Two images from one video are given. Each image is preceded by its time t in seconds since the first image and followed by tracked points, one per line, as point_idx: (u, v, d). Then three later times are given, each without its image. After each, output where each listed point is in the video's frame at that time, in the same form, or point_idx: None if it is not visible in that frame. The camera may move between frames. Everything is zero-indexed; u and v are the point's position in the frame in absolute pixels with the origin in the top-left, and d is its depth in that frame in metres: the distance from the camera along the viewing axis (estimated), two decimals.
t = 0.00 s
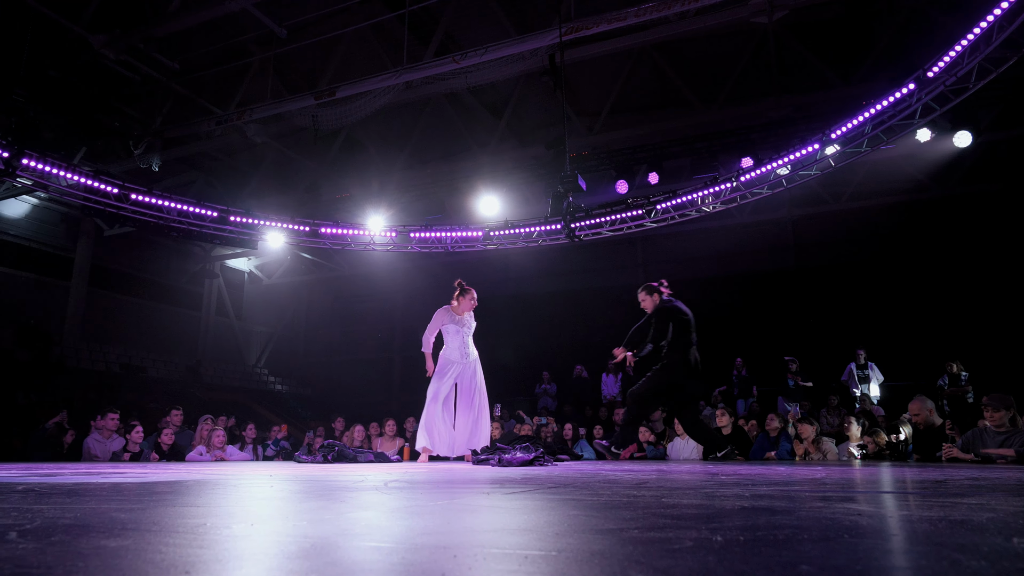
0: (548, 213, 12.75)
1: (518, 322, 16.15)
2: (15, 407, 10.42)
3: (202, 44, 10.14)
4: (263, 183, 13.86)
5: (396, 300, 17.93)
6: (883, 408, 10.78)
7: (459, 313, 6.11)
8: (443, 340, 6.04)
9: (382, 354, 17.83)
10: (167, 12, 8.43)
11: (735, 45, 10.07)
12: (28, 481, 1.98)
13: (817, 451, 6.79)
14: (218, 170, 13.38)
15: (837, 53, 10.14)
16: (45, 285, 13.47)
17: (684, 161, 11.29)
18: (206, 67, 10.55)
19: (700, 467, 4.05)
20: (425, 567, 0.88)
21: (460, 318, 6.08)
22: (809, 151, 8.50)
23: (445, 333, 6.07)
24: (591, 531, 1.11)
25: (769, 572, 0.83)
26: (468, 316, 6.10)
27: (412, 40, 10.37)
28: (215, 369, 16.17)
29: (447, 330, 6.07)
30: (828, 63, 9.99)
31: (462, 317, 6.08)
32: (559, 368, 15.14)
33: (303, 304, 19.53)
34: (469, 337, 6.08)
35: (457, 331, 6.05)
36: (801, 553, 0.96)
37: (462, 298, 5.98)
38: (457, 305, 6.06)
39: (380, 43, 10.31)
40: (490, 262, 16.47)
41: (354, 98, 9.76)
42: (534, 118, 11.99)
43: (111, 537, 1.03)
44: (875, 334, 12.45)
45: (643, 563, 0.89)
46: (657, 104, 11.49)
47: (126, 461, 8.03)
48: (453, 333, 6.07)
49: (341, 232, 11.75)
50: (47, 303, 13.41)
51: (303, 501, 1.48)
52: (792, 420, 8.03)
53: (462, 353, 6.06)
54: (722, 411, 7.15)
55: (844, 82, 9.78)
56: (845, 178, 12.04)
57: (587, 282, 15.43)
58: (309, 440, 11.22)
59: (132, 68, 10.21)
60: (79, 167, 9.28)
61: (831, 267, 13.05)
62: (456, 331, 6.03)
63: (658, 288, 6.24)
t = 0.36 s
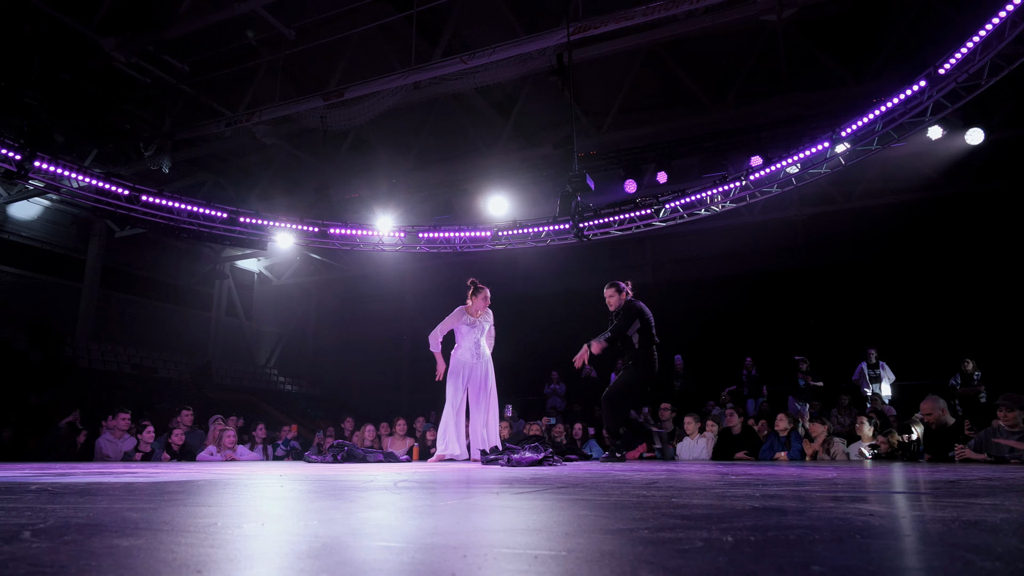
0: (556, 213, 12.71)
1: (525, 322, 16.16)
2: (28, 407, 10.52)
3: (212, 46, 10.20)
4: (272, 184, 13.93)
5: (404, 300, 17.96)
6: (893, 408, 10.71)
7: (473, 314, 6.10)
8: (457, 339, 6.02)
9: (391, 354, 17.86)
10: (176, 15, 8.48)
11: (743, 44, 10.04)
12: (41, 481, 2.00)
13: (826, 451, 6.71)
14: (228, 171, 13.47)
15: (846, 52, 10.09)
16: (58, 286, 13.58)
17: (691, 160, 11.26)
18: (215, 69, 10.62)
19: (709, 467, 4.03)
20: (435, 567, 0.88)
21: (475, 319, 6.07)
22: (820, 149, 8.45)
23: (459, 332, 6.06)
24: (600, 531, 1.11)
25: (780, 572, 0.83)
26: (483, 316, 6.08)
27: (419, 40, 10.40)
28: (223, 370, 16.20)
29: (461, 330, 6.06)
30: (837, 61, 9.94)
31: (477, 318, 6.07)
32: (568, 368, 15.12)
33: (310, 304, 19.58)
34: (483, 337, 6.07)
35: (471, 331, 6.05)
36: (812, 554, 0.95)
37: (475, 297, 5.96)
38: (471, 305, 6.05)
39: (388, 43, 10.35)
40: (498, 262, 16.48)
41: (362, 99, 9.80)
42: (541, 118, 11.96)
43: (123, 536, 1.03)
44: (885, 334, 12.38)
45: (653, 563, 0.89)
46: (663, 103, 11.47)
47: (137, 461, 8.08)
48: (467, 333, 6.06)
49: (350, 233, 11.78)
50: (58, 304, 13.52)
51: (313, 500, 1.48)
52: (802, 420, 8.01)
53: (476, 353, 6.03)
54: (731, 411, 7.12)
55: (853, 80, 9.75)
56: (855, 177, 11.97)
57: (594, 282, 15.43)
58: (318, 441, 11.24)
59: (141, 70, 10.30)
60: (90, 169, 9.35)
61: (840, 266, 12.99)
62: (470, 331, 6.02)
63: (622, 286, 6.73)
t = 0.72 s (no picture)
0: (567, 212, 12.70)
1: (536, 322, 16.15)
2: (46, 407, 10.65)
3: (224, 49, 10.28)
4: (284, 186, 14.03)
5: (415, 301, 18.01)
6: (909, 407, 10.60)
7: (478, 313, 6.04)
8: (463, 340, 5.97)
9: (403, 355, 17.91)
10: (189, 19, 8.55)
11: (754, 41, 9.98)
12: (58, 481, 2.02)
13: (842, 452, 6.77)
14: (242, 173, 13.58)
15: (859, 48, 10.01)
16: (75, 288, 13.73)
17: (703, 159, 11.16)
18: (228, 72, 10.71)
19: (724, 467, 4.00)
20: (450, 567, 0.88)
21: (480, 317, 6.00)
22: (834, 146, 8.39)
23: (465, 332, 6.02)
24: (614, 531, 1.11)
25: (796, 572, 0.83)
26: (488, 314, 5.99)
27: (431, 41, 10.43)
28: (236, 370, 16.29)
29: (466, 330, 6.01)
30: (850, 58, 9.86)
31: (482, 316, 5.99)
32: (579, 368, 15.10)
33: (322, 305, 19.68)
34: (488, 336, 5.96)
35: (476, 330, 5.97)
36: (829, 555, 0.94)
37: (478, 297, 5.92)
38: (475, 304, 5.99)
39: (399, 44, 10.38)
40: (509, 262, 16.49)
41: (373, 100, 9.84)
42: (552, 117, 11.94)
43: (140, 536, 1.04)
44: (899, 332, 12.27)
45: (669, 563, 0.88)
46: (673, 101, 11.43)
47: (153, 460, 8.15)
48: (473, 332, 6.00)
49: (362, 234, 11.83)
50: (75, 305, 13.66)
51: (328, 501, 1.49)
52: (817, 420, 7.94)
53: (482, 351, 5.95)
54: (745, 411, 7.07)
55: (866, 77, 9.68)
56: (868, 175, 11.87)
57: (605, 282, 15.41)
58: (331, 441, 11.28)
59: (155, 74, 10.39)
60: (105, 172, 9.45)
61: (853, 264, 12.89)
62: (475, 330, 5.94)
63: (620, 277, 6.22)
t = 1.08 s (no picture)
0: (576, 212, 12.68)
1: (545, 322, 16.16)
2: (60, 408, 10.74)
3: (234, 51, 10.34)
4: (294, 187, 14.09)
5: (425, 301, 18.02)
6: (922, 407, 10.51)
7: (472, 300, 5.83)
8: (455, 327, 5.77)
9: (412, 355, 17.93)
10: (200, 22, 8.60)
11: (764, 39, 9.93)
12: (72, 481, 2.02)
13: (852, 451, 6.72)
14: (252, 175, 13.65)
15: (870, 45, 9.94)
16: (88, 290, 13.85)
17: (712, 158, 11.11)
18: (238, 74, 10.77)
19: (737, 467, 3.97)
20: (461, 566, 0.88)
21: (474, 304, 5.79)
22: (845, 144, 8.33)
23: (458, 320, 5.82)
24: (625, 531, 1.10)
25: (808, 572, 0.82)
26: (481, 301, 5.78)
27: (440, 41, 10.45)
28: (246, 371, 16.35)
29: (459, 317, 5.81)
30: (860, 55, 9.79)
31: (476, 303, 5.79)
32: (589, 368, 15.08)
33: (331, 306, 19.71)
34: (481, 323, 5.73)
35: (469, 318, 5.76)
36: (842, 555, 0.94)
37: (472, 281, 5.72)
38: (470, 291, 5.83)
39: (408, 45, 10.39)
40: (518, 262, 16.47)
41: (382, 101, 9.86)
42: (562, 117, 11.91)
43: (155, 534, 1.05)
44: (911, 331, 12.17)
45: (680, 563, 0.88)
46: (681, 100, 11.39)
47: (166, 460, 8.20)
48: (466, 320, 5.81)
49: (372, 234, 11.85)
50: (88, 307, 13.77)
51: (339, 500, 1.49)
52: (829, 419, 7.89)
53: (472, 339, 5.69)
54: (756, 411, 7.01)
55: (877, 74, 9.61)
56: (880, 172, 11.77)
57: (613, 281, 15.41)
58: (342, 441, 11.30)
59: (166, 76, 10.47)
60: (117, 174, 9.52)
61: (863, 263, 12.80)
62: (467, 316, 5.74)
63: (614, 268, 6.13)
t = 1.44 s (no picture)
0: (586, 212, 12.66)
1: (555, 322, 16.16)
2: (75, 408, 10.84)
3: (245, 54, 10.39)
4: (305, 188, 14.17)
5: (435, 301, 18.06)
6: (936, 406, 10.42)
7: (472, 291, 5.56)
8: (452, 319, 5.51)
9: (422, 355, 17.99)
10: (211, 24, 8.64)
11: (774, 36, 9.86)
12: (83, 481, 2.02)
13: (864, 450, 6.70)
14: (264, 176, 13.70)
15: (881, 41, 9.86)
16: (101, 292, 13.97)
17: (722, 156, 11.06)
18: (249, 77, 10.82)
19: (750, 467, 3.96)
20: (474, 566, 0.88)
21: (473, 296, 5.53)
22: (858, 142, 8.27)
23: (455, 312, 5.55)
24: (637, 532, 1.10)
25: (824, 572, 0.82)
26: (481, 294, 5.51)
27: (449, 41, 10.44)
28: (257, 371, 16.45)
29: (457, 310, 5.54)
30: (872, 52, 9.70)
31: (475, 295, 5.52)
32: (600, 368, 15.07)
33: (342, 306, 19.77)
34: (480, 316, 5.45)
35: (468, 310, 5.49)
36: (857, 556, 0.93)
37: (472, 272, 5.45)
38: (469, 282, 5.56)
39: (417, 45, 10.41)
40: (528, 262, 16.48)
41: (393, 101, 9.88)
42: (571, 116, 11.89)
43: (169, 534, 1.06)
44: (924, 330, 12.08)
45: (693, 564, 0.88)
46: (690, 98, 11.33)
47: (180, 460, 8.27)
48: (464, 312, 5.52)
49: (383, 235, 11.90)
50: (102, 308, 13.90)
51: (352, 499, 1.49)
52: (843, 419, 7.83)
53: (470, 332, 5.42)
54: (768, 410, 6.97)
55: (889, 71, 9.53)
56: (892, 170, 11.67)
57: (622, 280, 15.39)
58: (354, 441, 11.36)
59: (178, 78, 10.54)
60: (130, 176, 9.59)
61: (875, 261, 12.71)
62: (466, 309, 5.46)
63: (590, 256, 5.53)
